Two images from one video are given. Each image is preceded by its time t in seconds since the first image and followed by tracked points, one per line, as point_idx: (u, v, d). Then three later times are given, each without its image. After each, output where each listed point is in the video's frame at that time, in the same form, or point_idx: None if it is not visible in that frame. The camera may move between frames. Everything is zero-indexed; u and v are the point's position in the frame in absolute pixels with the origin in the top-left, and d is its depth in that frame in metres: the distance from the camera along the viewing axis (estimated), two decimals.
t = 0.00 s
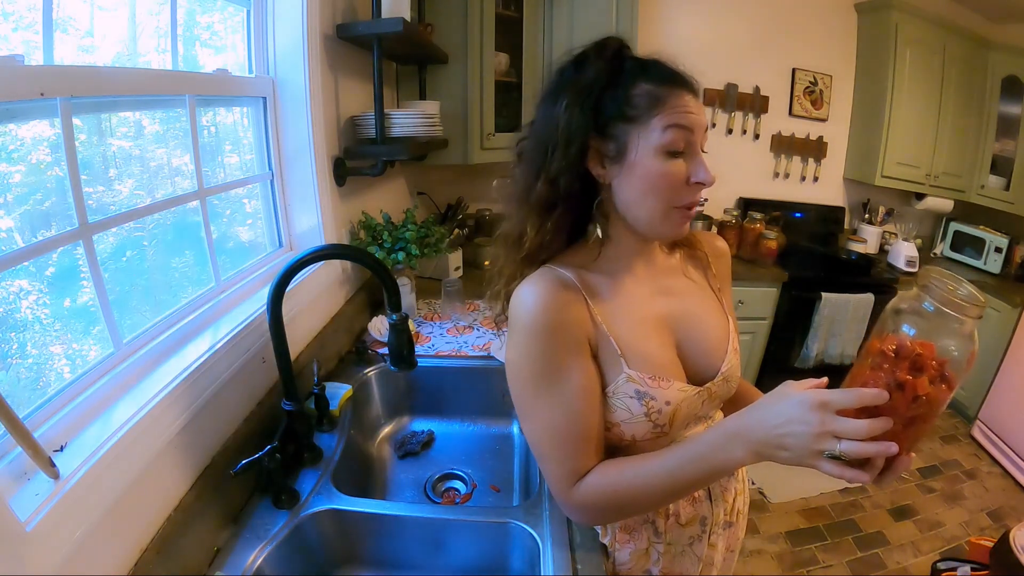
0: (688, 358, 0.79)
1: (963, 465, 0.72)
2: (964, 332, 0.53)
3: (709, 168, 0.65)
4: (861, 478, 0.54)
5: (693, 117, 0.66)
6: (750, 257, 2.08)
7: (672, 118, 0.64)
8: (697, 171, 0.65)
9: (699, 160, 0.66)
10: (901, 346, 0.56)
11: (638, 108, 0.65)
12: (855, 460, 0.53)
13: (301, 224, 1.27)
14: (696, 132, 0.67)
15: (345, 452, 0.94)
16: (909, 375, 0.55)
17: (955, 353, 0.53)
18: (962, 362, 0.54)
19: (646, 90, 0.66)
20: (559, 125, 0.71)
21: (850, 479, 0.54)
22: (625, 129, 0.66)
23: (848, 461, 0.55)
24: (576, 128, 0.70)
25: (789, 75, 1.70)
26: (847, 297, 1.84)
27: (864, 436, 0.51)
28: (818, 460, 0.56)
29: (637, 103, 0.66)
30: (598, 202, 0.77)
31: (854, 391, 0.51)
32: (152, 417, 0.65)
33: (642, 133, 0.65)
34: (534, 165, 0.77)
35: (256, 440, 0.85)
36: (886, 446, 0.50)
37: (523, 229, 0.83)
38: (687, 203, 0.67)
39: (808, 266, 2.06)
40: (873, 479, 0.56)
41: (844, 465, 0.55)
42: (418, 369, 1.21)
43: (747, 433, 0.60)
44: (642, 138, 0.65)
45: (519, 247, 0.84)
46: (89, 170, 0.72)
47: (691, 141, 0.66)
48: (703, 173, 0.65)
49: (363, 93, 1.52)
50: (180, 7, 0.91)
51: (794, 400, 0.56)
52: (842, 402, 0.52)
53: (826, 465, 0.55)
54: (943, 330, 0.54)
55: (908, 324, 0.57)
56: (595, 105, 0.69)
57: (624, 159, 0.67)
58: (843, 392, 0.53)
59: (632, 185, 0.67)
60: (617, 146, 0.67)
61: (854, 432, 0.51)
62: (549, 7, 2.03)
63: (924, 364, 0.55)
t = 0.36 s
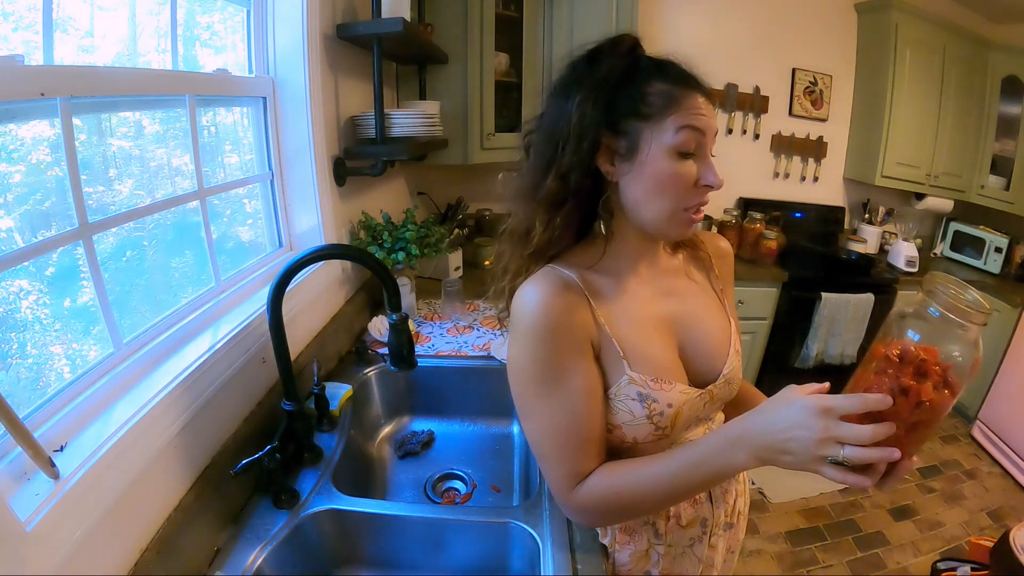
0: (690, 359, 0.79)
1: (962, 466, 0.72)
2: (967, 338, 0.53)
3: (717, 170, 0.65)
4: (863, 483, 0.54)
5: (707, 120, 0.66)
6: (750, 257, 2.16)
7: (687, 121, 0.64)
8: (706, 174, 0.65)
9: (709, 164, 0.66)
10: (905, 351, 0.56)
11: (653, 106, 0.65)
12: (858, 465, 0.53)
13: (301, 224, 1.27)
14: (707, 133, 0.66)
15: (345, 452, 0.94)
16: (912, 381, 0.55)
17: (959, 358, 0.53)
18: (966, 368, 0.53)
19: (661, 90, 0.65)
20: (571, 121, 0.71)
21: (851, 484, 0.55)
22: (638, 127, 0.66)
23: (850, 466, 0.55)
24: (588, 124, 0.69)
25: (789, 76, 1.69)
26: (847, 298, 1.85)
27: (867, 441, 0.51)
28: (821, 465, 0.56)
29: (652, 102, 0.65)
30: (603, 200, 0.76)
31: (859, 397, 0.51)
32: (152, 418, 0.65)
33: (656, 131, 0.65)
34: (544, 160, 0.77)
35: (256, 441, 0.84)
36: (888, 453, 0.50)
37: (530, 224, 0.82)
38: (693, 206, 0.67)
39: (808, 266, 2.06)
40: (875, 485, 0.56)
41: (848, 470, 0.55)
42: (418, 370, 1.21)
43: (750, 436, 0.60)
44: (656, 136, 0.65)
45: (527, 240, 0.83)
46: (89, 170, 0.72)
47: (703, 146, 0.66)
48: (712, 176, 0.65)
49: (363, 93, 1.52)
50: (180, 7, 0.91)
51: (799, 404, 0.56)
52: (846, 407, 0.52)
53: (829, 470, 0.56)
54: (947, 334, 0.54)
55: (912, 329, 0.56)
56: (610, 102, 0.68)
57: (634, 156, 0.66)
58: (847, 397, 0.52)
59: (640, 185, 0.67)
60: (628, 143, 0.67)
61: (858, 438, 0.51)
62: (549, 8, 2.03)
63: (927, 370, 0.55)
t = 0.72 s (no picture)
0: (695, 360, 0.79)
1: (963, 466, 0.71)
2: (968, 336, 0.53)
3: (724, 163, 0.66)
4: (869, 480, 0.55)
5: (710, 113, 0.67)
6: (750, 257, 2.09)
7: (693, 116, 0.64)
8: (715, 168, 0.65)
9: (716, 158, 0.66)
10: (909, 349, 0.56)
11: (657, 104, 0.65)
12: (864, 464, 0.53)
13: (301, 224, 1.27)
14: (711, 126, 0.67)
15: (345, 452, 0.94)
16: (915, 379, 0.55)
17: (961, 357, 0.53)
18: (968, 366, 0.53)
19: (665, 87, 0.66)
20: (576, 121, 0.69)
21: (859, 481, 0.55)
22: (644, 124, 0.66)
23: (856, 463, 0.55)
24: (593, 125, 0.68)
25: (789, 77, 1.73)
26: (847, 297, 1.80)
27: (873, 440, 0.52)
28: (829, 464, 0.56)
29: (655, 99, 0.65)
30: (613, 200, 0.73)
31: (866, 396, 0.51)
32: (152, 418, 0.65)
33: (664, 126, 0.65)
34: (549, 163, 0.75)
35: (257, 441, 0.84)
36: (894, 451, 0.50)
37: (535, 230, 0.79)
38: (701, 200, 0.67)
39: (808, 266, 2.06)
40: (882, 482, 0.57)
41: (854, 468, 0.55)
42: (418, 370, 1.21)
43: (758, 436, 0.60)
44: (664, 132, 0.65)
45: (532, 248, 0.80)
46: (89, 170, 0.72)
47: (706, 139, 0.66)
48: (719, 168, 0.65)
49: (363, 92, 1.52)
50: (180, 7, 0.91)
51: (806, 404, 0.56)
52: (853, 406, 0.53)
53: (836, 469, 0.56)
54: (951, 333, 0.54)
55: (916, 328, 0.56)
56: (614, 100, 0.68)
57: (643, 155, 0.66)
58: (854, 396, 0.53)
59: (648, 181, 0.67)
60: (636, 142, 0.66)
61: (864, 437, 0.52)
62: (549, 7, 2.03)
63: (931, 368, 0.55)
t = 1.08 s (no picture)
0: (695, 356, 0.79)
1: (962, 465, 0.75)
2: (965, 332, 0.54)
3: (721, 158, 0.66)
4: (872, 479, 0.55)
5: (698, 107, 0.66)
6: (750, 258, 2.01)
7: (684, 113, 0.64)
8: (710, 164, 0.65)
9: (712, 152, 0.66)
10: (908, 346, 0.56)
11: (647, 104, 0.65)
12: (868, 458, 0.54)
13: (301, 224, 1.27)
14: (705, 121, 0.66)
15: (345, 451, 0.94)
16: (916, 374, 0.54)
17: (957, 352, 0.54)
18: (965, 361, 0.54)
19: (652, 86, 0.65)
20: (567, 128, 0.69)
21: (863, 475, 0.55)
22: (634, 126, 0.66)
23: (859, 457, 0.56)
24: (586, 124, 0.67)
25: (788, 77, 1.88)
26: (847, 297, 1.83)
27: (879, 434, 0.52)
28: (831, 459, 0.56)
29: (644, 99, 0.65)
30: (615, 201, 0.73)
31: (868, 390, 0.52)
32: (152, 418, 0.65)
33: (656, 126, 0.65)
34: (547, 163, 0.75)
35: (257, 441, 0.84)
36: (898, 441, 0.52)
37: (532, 237, 0.79)
38: (702, 196, 0.67)
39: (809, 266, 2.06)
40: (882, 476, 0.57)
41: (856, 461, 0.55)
42: (418, 369, 1.21)
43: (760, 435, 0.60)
44: (655, 131, 0.65)
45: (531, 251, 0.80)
46: (88, 170, 0.72)
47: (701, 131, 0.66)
48: (716, 162, 0.65)
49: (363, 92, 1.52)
50: (180, 7, 0.91)
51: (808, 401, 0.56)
52: (856, 402, 0.53)
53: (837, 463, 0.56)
54: (948, 330, 0.55)
55: (915, 325, 0.56)
56: (603, 104, 0.68)
57: (637, 157, 0.66)
58: (856, 391, 0.53)
59: (644, 181, 0.67)
60: (629, 145, 0.66)
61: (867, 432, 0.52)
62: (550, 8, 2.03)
63: (930, 364, 0.54)
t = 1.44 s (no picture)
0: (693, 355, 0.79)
1: (963, 466, 0.75)
2: (955, 324, 0.55)
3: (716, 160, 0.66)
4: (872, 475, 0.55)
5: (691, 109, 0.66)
6: (751, 257, 2.28)
7: (679, 117, 0.64)
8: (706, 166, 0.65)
9: (706, 155, 0.66)
10: (899, 338, 0.57)
11: (642, 107, 0.65)
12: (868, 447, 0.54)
13: (301, 224, 1.27)
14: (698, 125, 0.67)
15: (345, 451, 0.94)
16: (910, 365, 0.55)
17: (947, 342, 0.54)
18: (955, 350, 0.54)
19: (646, 88, 0.65)
20: (560, 132, 0.69)
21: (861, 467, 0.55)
22: (631, 130, 0.66)
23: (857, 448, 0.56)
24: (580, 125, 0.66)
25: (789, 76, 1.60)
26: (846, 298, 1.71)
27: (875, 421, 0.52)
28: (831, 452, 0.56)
29: (639, 102, 0.65)
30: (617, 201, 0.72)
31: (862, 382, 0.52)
32: (152, 418, 0.65)
33: (652, 130, 0.65)
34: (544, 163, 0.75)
35: (257, 440, 0.84)
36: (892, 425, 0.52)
37: (527, 239, 0.79)
38: (698, 198, 0.68)
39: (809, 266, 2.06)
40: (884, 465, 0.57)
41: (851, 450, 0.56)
42: (418, 369, 1.21)
43: (759, 432, 0.60)
44: (650, 134, 0.65)
45: (521, 253, 0.80)
46: (89, 170, 0.72)
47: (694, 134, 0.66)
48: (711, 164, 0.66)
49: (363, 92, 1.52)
50: (180, 7, 0.91)
51: (805, 398, 0.56)
52: (853, 395, 0.53)
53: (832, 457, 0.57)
54: (940, 322, 0.55)
55: (907, 318, 0.57)
56: (597, 108, 0.67)
57: (632, 162, 0.66)
58: (851, 385, 0.53)
59: (642, 186, 0.67)
60: (624, 149, 0.66)
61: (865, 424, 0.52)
62: (550, 8, 2.03)
63: (921, 354, 0.56)
